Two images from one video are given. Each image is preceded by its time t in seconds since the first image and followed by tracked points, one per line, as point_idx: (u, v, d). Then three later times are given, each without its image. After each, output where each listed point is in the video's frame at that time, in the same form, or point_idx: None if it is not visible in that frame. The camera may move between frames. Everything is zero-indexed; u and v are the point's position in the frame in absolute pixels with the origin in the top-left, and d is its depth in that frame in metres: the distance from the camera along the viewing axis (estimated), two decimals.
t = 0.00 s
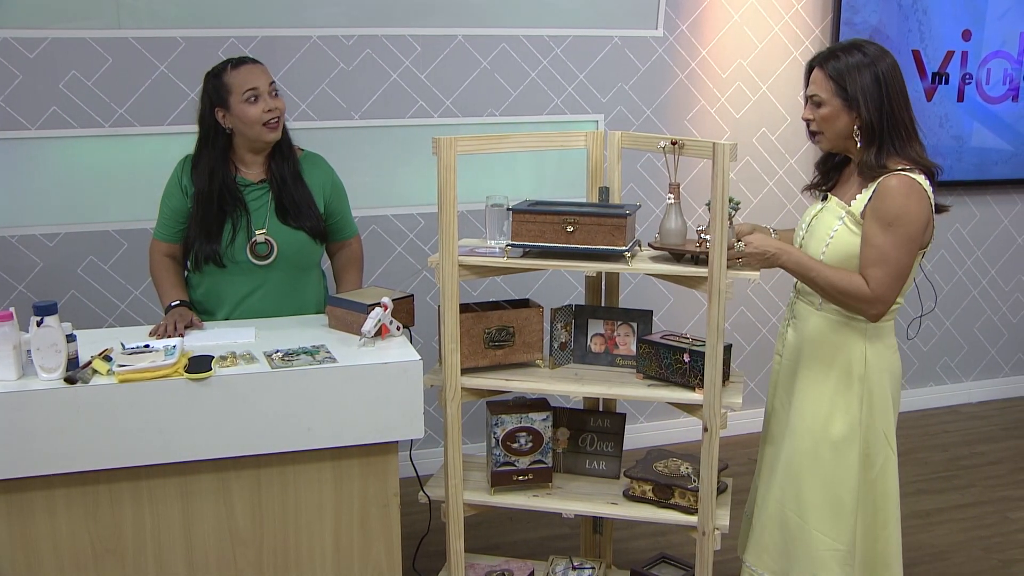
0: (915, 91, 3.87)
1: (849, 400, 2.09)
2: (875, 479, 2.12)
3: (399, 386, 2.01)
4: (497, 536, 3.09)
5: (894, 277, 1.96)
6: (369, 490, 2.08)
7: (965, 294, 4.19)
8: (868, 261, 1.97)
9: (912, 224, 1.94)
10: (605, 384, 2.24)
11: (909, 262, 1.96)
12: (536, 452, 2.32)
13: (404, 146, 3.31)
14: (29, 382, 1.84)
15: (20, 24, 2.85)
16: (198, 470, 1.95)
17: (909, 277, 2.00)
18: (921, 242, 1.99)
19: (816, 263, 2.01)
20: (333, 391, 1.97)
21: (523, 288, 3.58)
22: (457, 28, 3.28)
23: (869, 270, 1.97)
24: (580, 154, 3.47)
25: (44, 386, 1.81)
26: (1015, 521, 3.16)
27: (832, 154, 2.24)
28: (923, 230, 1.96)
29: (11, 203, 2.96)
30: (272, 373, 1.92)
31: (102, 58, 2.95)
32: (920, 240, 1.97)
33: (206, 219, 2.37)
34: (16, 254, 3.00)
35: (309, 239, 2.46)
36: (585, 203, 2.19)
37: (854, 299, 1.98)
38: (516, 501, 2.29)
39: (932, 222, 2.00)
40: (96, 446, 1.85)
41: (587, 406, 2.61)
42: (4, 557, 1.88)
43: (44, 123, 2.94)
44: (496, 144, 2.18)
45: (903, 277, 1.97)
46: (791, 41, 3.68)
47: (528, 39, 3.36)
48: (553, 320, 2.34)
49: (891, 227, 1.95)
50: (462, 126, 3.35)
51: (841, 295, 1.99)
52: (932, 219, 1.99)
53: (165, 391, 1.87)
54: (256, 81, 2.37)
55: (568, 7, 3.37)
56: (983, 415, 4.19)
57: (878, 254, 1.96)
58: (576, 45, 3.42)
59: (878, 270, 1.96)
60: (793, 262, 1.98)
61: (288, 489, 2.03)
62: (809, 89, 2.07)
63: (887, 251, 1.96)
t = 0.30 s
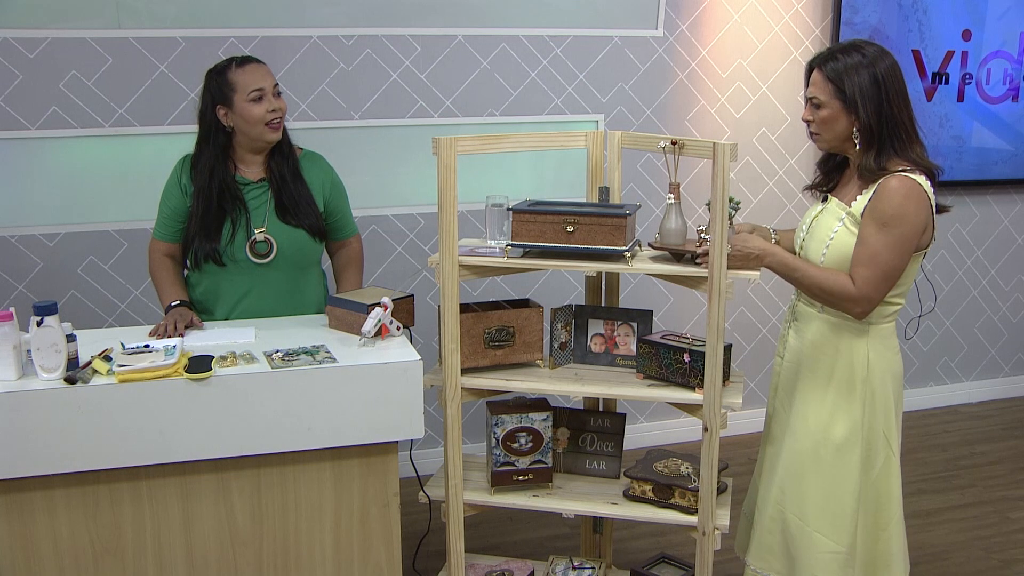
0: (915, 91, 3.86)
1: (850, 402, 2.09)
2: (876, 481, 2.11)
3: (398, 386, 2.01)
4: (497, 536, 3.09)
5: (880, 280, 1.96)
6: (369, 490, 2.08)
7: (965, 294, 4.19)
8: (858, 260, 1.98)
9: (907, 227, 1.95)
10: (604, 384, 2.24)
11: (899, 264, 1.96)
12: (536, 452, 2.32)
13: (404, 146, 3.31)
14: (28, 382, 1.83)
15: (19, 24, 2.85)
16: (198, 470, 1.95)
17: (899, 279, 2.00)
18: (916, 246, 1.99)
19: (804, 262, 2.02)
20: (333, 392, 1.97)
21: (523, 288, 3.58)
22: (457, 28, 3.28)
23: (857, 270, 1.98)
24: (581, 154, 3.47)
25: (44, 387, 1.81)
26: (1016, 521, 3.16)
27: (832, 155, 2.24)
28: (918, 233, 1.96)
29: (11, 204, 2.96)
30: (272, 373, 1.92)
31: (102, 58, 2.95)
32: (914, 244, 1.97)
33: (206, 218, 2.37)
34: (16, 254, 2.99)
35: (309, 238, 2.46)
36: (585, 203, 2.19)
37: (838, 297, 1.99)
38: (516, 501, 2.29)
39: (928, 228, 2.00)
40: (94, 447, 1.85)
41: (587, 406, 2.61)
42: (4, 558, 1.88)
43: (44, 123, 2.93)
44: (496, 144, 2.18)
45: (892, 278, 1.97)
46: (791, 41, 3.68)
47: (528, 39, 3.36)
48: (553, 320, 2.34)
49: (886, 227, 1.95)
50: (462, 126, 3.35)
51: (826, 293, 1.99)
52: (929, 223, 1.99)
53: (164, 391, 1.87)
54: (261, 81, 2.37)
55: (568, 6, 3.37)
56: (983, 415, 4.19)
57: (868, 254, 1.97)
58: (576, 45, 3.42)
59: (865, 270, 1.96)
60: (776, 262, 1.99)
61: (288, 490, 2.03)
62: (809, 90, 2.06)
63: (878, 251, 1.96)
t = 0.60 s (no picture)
0: (915, 91, 3.86)
1: (850, 403, 2.10)
2: (876, 483, 2.11)
3: (398, 386, 2.01)
4: (497, 536, 3.09)
5: (878, 281, 1.96)
6: (369, 490, 2.08)
7: (965, 294, 4.19)
8: (857, 261, 1.98)
9: (907, 229, 1.95)
10: (604, 384, 2.25)
11: (897, 266, 1.96)
12: (536, 452, 2.32)
13: (404, 145, 3.31)
14: (28, 382, 1.84)
15: (19, 24, 2.85)
16: (198, 470, 1.95)
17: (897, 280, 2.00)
18: (915, 248, 1.99)
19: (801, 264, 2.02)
20: (333, 392, 1.97)
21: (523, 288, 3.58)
22: (457, 28, 3.28)
23: (855, 271, 1.98)
24: (581, 154, 3.47)
25: (44, 387, 1.81)
26: (1016, 521, 3.16)
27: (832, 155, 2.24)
28: (917, 235, 1.96)
29: (11, 204, 2.96)
30: (272, 373, 1.92)
31: (102, 58, 2.95)
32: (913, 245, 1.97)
33: (205, 218, 2.37)
34: (16, 254, 3.00)
35: (309, 238, 2.46)
36: (585, 203, 2.19)
37: (835, 298, 1.99)
38: (516, 501, 2.29)
39: (928, 230, 2.00)
40: (93, 447, 1.84)
41: (587, 406, 2.61)
42: (4, 558, 1.88)
43: (44, 123, 2.93)
44: (496, 144, 2.18)
45: (890, 280, 1.97)
46: (791, 41, 3.68)
47: (528, 39, 3.36)
48: (553, 320, 2.34)
49: (886, 229, 1.95)
50: (462, 126, 3.35)
51: (823, 294, 1.99)
52: (929, 225, 1.99)
53: (164, 391, 1.87)
54: (262, 81, 2.37)
55: (568, 6, 3.37)
56: (983, 415, 4.19)
57: (867, 255, 1.97)
58: (576, 45, 3.42)
59: (863, 271, 1.96)
60: (774, 264, 1.99)
61: (288, 490, 2.03)
62: (810, 91, 2.06)
63: (876, 252, 1.96)
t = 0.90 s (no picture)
0: (915, 91, 3.86)
1: (850, 404, 2.09)
2: (876, 483, 2.11)
3: (398, 386, 2.01)
4: (497, 536, 3.09)
5: (879, 283, 1.96)
6: (369, 490, 2.08)
7: (965, 294, 4.19)
8: (858, 263, 1.98)
9: (908, 232, 1.95)
10: (604, 384, 2.25)
11: (898, 268, 1.96)
12: (536, 452, 2.32)
13: (404, 145, 3.31)
14: (28, 382, 1.84)
15: (19, 24, 2.85)
16: (198, 470, 1.95)
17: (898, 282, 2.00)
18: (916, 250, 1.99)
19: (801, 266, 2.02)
20: (333, 392, 1.97)
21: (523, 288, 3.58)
22: (457, 28, 3.28)
23: (855, 273, 1.98)
24: (581, 154, 3.47)
25: (44, 387, 1.81)
26: (1016, 521, 3.16)
27: (833, 156, 2.24)
28: (918, 237, 1.96)
29: (11, 203, 2.96)
30: (273, 373, 1.92)
31: (102, 58, 2.95)
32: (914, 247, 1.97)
33: (206, 217, 2.37)
34: (16, 254, 3.00)
35: (309, 238, 2.46)
36: (585, 203, 2.19)
37: (836, 301, 1.99)
38: (515, 501, 2.29)
39: (929, 232, 2.00)
40: (94, 447, 1.85)
41: (587, 406, 2.61)
42: (4, 558, 1.88)
43: (43, 123, 2.93)
44: (496, 144, 2.18)
45: (891, 282, 1.97)
46: (791, 41, 3.68)
47: (528, 39, 3.36)
48: (553, 320, 2.34)
49: (886, 231, 1.95)
50: (462, 126, 3.35)
51: (823, 296, 2.00)
52: (930, 227, 1.99)
53: (164, 391, 1.87)
54: (264, 81, 2.37)
55: (568, 6, 3.37)
56: (983, 415, 4.19)
57: (868, 257, 1.97)
58: (576, 45, 3.42)
59: (864, 273, 1.96)
60: (774, 264, 2.00)
61: (288, 490, 2.03)
62: (812, 92, 2.06)
63: (877, 254, 1.96)
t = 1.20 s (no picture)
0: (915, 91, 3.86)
1: (851, 405, 2.09)
2: (877, 483, 2.11)
3: (397, 386, 2.01)
4: (497, 536, 3.09)
5: (880, 285, 1.96)
6: (369, 490, 2.08)
7: (964, 294, 4.19)
8: (859, 264, 1.98)
9: (910, 234, 1.95)
10: (604, 383, 2.25)
11: (899, 270, 1.96)
12: (536, 452, 2.32)
13: (404, 145, 3.31)
14: (28, 382, 1.84)
15: (18, 24, 2.85)
16: (198, 470, 1.95)
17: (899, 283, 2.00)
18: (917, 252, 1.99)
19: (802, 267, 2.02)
20: (333, 392, 1.97)
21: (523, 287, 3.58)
22: (457, 28, 3.28)
23: (856, 274, 1.98)
24: (580, 154, 3.47)
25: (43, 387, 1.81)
26: (1016, 521, 3.16)
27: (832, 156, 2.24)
28: (919, 238, 1.96)
29: (11, 203, 2.96)
30: (272, 373, 1.92)
31: (102, 58, 2.95)
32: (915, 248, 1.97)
33: (206, 217, 2.37)
34: (16, 254, 2.99)
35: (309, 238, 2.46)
36: (585, 203, 2.19)
37: (836, 301, 1.99)
38: (515, 501, 2.29)
39: (931, 233, 2.00)
40: (94, 447, 1.85)
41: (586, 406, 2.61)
42: (3, 558, 1.88)
43: (43, 123, 2.93)
44: (497, 144, 2.18)
45: (892, 284, 1.97)
46: (791, 41, 3.68)
47: (528, 39, 3.36)
48: (553, 320, 2.34)
49: (888, 233, 1.95)
50: (462, 126, 3.35)
51: (824, 297, 2.00)
52: (931, 228, 1.98)
53: (163, 391, 1.87)
54: (267, 79, 2.39)
55: (568, 6, 3.36)
56: (983, 415, 4.19)
57: (869, 259, 1.96)
58: (576, 45, 3.42)
59: (865, 274, 1.96)
60: (775, 265, 1.99)
61: (287, 490, 2.03)
62: (815, 94, 2.05)
63: (878, 255, 1.96)
